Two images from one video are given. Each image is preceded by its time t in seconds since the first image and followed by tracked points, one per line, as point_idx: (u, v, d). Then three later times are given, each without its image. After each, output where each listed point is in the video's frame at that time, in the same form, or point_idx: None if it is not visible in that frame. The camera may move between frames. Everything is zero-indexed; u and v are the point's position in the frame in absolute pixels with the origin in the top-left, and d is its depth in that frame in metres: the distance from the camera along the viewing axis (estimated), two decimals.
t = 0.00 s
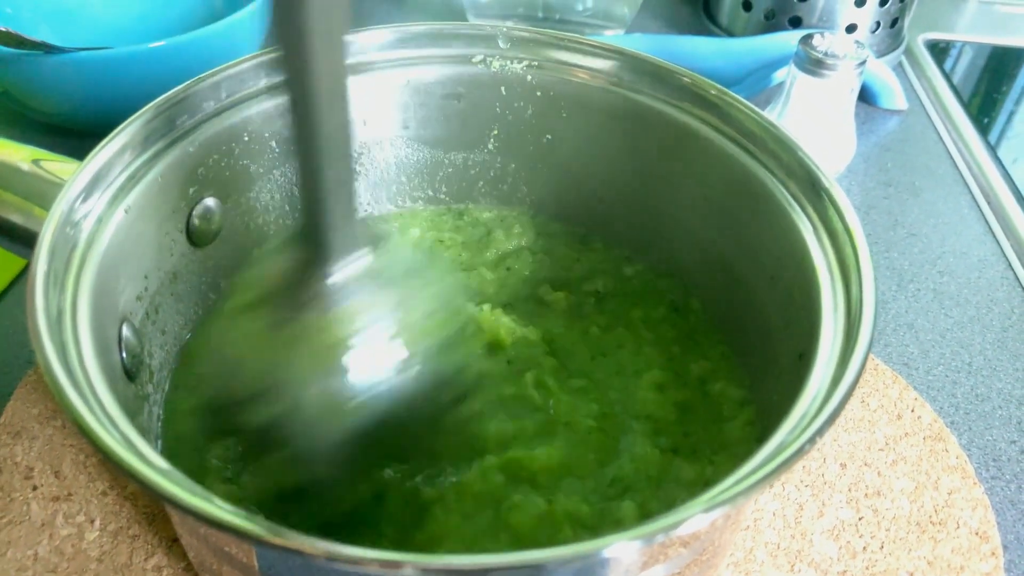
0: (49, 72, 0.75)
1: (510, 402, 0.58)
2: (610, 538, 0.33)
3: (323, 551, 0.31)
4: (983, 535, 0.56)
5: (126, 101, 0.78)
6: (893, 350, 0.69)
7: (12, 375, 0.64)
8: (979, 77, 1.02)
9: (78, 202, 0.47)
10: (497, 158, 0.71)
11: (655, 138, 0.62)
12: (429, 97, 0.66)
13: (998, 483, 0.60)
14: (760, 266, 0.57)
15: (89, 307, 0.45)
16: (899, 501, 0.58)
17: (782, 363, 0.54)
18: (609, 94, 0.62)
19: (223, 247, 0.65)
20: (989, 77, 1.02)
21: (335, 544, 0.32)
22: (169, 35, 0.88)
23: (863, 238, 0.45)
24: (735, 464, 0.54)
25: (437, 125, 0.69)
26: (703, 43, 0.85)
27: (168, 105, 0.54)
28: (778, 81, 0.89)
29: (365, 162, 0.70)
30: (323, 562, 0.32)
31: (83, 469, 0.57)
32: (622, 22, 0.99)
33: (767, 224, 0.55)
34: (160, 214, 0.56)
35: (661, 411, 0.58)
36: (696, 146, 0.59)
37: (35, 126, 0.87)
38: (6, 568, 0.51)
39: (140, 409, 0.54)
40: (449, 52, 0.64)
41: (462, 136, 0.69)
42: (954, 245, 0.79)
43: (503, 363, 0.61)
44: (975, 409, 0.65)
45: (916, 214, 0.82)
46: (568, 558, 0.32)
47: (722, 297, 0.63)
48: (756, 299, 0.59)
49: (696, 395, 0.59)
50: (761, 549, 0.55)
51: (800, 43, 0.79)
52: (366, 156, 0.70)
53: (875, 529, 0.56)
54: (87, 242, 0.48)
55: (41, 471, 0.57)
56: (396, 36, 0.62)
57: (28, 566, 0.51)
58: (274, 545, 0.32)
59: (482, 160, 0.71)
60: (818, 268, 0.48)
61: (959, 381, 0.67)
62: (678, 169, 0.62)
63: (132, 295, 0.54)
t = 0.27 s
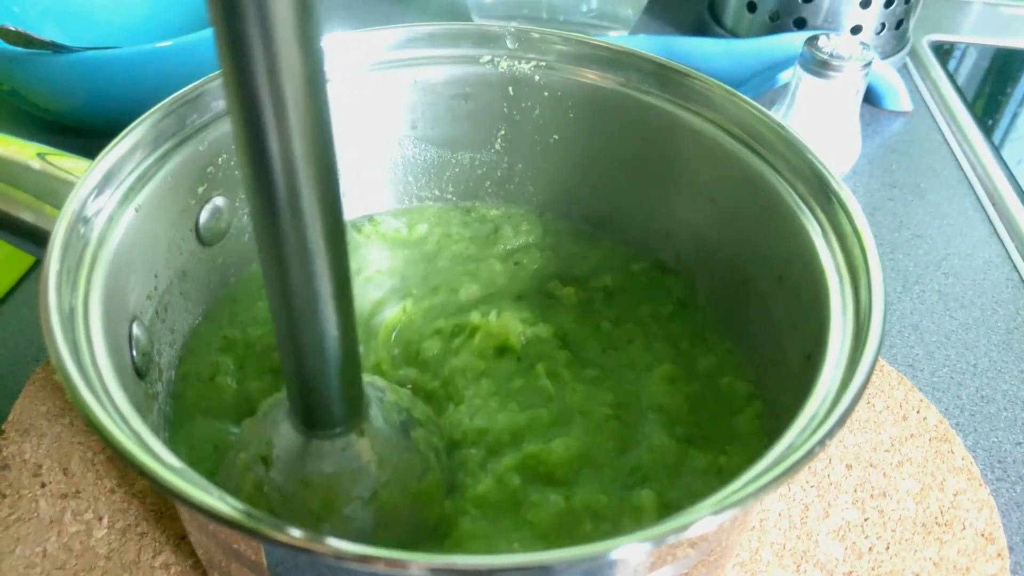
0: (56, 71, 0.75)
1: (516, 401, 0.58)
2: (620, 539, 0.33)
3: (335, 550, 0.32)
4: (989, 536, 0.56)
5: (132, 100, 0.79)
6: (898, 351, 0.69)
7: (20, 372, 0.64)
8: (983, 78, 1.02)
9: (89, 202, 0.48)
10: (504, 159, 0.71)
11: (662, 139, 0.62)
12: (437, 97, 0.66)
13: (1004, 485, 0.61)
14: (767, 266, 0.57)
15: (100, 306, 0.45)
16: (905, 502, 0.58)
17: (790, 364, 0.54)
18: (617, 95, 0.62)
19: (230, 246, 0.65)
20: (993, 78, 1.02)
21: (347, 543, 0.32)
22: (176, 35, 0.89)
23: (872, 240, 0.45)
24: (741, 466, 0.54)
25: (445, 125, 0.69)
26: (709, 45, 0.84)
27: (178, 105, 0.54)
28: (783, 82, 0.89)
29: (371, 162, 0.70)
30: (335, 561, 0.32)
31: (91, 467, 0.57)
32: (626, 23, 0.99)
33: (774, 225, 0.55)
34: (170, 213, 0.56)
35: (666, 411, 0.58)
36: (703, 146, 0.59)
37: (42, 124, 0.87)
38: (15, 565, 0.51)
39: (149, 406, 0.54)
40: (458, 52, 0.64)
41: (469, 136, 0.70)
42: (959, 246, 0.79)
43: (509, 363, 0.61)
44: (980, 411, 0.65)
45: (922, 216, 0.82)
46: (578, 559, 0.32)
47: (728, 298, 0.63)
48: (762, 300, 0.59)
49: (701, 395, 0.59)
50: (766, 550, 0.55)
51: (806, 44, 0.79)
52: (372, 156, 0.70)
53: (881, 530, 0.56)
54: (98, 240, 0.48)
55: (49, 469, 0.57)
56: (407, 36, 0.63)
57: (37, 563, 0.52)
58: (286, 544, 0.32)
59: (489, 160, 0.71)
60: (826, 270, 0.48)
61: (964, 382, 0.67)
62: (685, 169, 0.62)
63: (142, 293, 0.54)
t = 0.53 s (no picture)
0: (59, 69, 0.75)
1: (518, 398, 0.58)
2: (620, 537, 0.33)
3: (336, 547, 0.32)
4: (990, 535, 0.56)
5: (135, 98, 0.79)
6: (900, 351, 0.69)
7: (22, 369, 0.65)
8: (985, 79, 1.02)
9: (92, 199, 0.48)
10: (506, 157, 0.71)
11: (664, 138, 0.62)
12: (440, 95, 0.67)
13: (1005, 484, 0.61)
14: (769, 265, 0.58)
15: (103, 303, 0.45)
16: (906, 501, 0.58)
17: (791, 363, 0.54)
18: (619, 94, 0.62)
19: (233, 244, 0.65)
20: (995, 79, 1.02)
21: (348, 540, 0.32)
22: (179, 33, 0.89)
23: (874, 239, 0.45)
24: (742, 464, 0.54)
25: (448, 123, 0.69)
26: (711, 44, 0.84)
27: (181, 103, 0.55)
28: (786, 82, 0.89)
29: (374, 160, 0.70)
30: (336, 559, 0.32)
31: (94, 463, 0.57)
32: (629, 23, 0.99)
33: (776, 225, 0.55)
34: (173, 211, 0.56)
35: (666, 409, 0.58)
36: (706, 145, 0.59)
37: (45, 121, 0.88)
38: (17, 561, 0.52)
39: (152, 404, 0.54)
40: (461, 50, 0.64)
41: (472, 134, 0.70)
42: (961, 246, 0.79)
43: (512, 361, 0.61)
44: (981, 411, 0.65)
45: (923, 216, 0.82)
46: (579, 557, 0.32)
47: (729, 297, 0.64)
48: (764, 299, 0.59)
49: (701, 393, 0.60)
50: (767, 548, 0.55)
51: (808, 44, 0.79)
52: (375, 154, 0.70)
53: (882, 529, 0.56)
54: (101, 238, 0.48)
55: (51, 465, 0.57)
56: (410, 35, 0.63)
57: (39, 559, 0.52)
58: (288, 540, 0.32)
59: (491, 158, 0.72)
60: (828, 269, 0.48)
61: (965, 382, 0.67)
62: (687, 168, 0.62)
63: (145, 291, 0.55)
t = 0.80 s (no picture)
0: (62, 68, 0.75)
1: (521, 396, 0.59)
2: (623, 532, 0.33)
3: (340, 541, 0.32)
4: (992, 534, 0.56)
5: (138, 97, 0.79)
6: (902, 350, 0.69)
7: (24, 367, 0.64)
8: (987, 79, 1.02)
9: (96, 196, 0.48)
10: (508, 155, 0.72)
11: (666, 136, 0.62)
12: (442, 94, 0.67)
13: (1008, 484, 0.61)
14: (771, 262, 0.58)
15: (106, 300, 0.45)
16: (908, 500, 0.58)
17: (793, 361, 0.54)
18: (621, 92, 0.62)
19: (235, 242, 0.65)
20: (997, 78, 1.02)
21: (352, 534, 0.32)
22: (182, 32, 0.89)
23: (876, 237, 0.45)
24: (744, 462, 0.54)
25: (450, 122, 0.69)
26: (713, 43, 0.84)
27: (185, 100, 0.55)
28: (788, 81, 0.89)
29: (376, 159, 0.70)
30: (340, 553, 0.32)
31: (96, 461, 0.57)
32: (630, 22, 1.00)
33: (778, 223, 0.55)
34: (176, 208, 0.56)
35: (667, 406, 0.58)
36: (707, 143, 0.59)
37: (47, 120, 0.88)
38: (20, 558, 0.52)
39: (156, 401, 0.54)
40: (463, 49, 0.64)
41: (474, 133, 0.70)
42: (963, 246, 0.79)
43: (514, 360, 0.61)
44: (983, 410, 0.65)
45: (925, 215, 0.82)
46: (582, 552, 0.32)
47: (731, 295, 0.64)
48: (766, 298, 0.59)
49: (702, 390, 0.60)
50: (769, 546, 0.55)
51: (810, 44, 0.79)
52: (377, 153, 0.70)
53: (884, 527, 0.56)
54: (104, 235, 0.48)
55: (54, 463, 0.57)
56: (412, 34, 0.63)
57: (42, 556, 0.52)
58: (291, 535, 0.32)
59: (492, 156, 0.72)
60: (831, 267, 0.48)
61: (967, 381, 0.67)
62: (689, 166, 0.62)
63: (148, 288, 0.55)
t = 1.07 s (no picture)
0: (62, 63, 0.75)
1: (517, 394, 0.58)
2: (619, 524, 0.33)
3: (335, 532, 0.32)
4: (991, 533, 0.56)
5: (138, 92, 0.79)
6: (902, 349, 0.69)
7: (22, 362, 0.64)
8: (989, 79, 1.02)
9: (94, 187, 0.48)
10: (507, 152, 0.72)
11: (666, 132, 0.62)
12: (442, 89, 0.67)
13: (1007, 483, 0.60)
14: (772, 260, 0.57)
15: (103, 292, 0.45)
16: (907, 498, 0.58)
17: (792, 357, 0.54)
18: (621, 88, 0.62)
19: (234, 238, 0.65)
20: (1000, 79, 1.02)
21: (348, 526, 0.32)
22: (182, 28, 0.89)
23: (876, 232, 0.45)
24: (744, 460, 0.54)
25: (449, 118, 0.69)
26: (715, 42, 0.84)
27: (185, 93, 0.54)
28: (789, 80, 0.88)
29: (376, 156, 0.70)
30: (335, 544, 0.32)
31: (93, 456, 0.57)
32: (632, 21, 1.00)
33: (778, 219, 0.55)
34: (174, 201, 0.56)
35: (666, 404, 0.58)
36: (707, 139, 0.59)
37: (47, 116, 0.88)
38: (16, 552, 0.51)
39: (153, 394, 0.54)
40: (463, 45, 0.64)
41: (474, 129, 0.70)
42: (964, 245, 0.79)
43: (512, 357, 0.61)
44: (983, 409, 0.65)
45: (926, 214, 0.82)
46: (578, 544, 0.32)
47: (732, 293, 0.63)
48: (766, 296, 0.59)
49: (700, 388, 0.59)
50: (768, 544, 0.55)
51: (812, 42, 0.78)
52: (377, 149, 0.70)
53: (882, 526, 0.56)
54: (102, 227, 0.48)
55: (51, 457, 0.57)
56: (412, 29, 0.63)
57: (38, 551, 0.52)
58: (286, 526, 0.32)
59: (491, 152, 0.72)
60: (830, 262, 0.48)
61: (967, 381, 0.67)
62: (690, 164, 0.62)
63: (146, 281, 0.55)
